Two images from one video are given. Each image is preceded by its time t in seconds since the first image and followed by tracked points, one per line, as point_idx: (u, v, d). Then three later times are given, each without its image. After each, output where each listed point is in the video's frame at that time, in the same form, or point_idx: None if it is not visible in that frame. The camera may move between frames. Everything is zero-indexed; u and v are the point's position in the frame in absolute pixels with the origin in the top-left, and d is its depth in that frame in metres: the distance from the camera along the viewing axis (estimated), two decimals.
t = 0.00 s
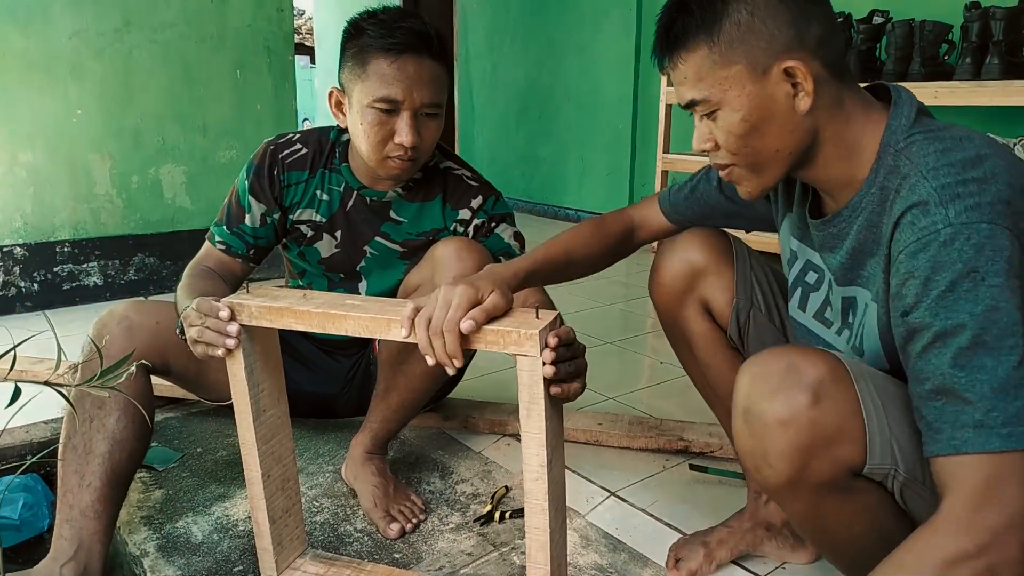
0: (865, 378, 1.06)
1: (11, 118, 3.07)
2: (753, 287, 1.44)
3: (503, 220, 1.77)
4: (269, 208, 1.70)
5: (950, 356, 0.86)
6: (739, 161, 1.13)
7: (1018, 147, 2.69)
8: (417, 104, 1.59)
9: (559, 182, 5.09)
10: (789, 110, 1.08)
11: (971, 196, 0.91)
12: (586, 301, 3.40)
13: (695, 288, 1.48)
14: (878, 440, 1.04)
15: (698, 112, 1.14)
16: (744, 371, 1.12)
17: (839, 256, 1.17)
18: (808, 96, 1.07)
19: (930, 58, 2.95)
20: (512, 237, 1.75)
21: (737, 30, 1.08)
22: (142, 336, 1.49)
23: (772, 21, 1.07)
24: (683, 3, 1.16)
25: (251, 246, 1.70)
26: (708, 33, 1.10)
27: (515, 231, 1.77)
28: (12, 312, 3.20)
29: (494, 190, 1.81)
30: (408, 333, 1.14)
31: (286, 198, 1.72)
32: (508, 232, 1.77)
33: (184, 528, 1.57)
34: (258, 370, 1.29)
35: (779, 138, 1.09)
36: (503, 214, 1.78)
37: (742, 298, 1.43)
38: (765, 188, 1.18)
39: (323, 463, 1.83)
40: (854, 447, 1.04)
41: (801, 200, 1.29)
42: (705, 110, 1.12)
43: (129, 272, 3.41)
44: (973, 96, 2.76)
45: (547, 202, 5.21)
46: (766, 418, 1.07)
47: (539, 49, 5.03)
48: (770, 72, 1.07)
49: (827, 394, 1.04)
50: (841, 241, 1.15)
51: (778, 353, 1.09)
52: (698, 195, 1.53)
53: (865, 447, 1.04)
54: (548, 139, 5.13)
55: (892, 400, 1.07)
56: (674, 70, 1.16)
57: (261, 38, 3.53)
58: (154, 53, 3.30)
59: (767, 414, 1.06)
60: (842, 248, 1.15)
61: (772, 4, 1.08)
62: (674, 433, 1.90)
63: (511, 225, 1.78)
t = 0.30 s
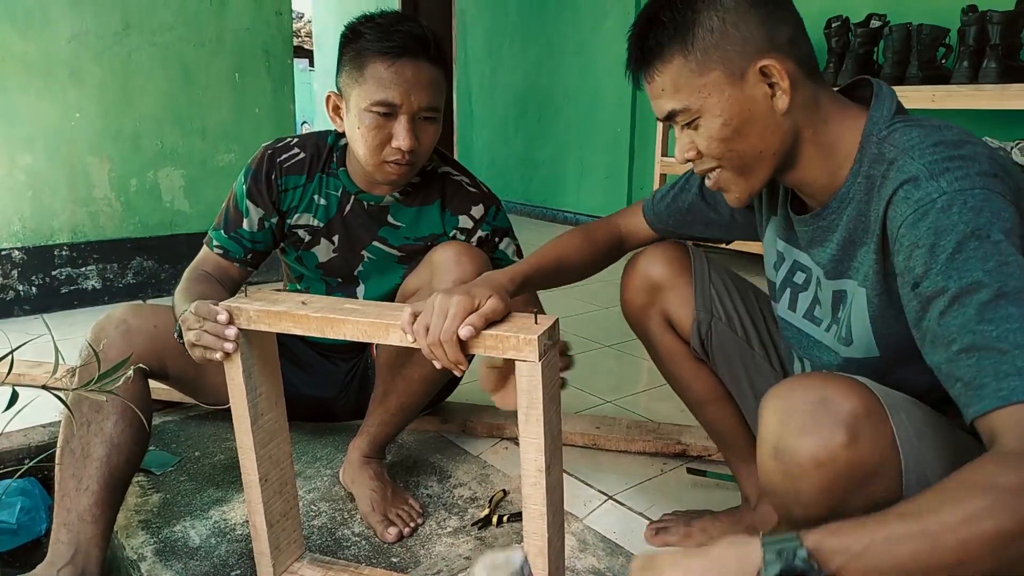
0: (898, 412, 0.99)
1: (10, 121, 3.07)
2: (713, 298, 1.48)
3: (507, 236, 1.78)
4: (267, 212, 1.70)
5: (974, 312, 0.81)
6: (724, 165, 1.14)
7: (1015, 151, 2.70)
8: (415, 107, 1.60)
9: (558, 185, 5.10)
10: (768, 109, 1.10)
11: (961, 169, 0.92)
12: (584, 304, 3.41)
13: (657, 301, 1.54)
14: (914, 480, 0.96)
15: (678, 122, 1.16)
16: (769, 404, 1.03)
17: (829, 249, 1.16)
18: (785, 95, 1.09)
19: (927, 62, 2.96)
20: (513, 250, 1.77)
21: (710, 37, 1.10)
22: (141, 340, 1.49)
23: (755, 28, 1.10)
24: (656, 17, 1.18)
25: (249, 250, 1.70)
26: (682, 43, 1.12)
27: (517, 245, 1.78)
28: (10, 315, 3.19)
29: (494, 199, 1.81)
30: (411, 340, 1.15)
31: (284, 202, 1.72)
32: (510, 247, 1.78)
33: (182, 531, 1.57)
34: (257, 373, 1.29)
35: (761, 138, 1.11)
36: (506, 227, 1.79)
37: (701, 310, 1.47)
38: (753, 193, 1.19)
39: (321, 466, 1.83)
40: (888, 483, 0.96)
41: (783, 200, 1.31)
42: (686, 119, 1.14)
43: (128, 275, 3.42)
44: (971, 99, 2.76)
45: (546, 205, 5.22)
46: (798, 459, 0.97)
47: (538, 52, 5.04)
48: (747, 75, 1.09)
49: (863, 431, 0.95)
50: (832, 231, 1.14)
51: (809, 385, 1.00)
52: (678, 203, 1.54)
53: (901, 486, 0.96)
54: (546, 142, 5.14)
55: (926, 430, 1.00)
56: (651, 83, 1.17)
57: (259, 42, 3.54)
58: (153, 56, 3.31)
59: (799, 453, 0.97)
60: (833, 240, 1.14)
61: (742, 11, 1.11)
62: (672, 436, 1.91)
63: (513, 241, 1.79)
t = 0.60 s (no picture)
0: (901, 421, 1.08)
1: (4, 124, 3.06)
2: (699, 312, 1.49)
3: (495, 219, 1.80)
4: (265, 215, 1.70)
5: (998, 271, 0.79)
6: (745, 158, 1.12)
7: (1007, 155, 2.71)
8: (426, 119, 1.60)
9: (554, 189, 5.11)
10: (787, 105, 1.09)
11: (982, 149, 0.93)
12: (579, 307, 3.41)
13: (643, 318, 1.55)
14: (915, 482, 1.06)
15: (692, 120, 1.12)
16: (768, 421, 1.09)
17: (840, 242, 1.16)
18: (805, 91, 1.08)
19: (921, 66, 2.97)
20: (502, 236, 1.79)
21: (730, 31, 1.08)
22: (136, 345, 1.48)
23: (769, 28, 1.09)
24: (670, 9, 1.15)
25: (247, 252, 1.70)
26: (700, 36, 1.09)
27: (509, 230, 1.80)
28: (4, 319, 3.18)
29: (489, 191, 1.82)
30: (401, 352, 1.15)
31: (284, 205, 1.72)
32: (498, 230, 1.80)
33: (175, 536, 1.56)
34: (248, 377, 1.28)
35: (779, 135, 1.10)
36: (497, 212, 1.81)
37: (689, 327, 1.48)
38: (767, 192, 1.18)
39: (315, 470, 1.83)
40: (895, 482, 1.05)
41: (790, 200, 1.29)
42: (701, 117, 1.11)
43: (122, 278, 3.41)
44: (964, 103, 2.78)
45: (541, 207, 5.23)
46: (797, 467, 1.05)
47: (533, 55, 5.04)
48: (767, 71, 1.08)
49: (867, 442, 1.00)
50: (845, 224, 1.14)
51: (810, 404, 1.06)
52: (677, 198, 1.55)
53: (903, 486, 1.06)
54: (542, 144, 5.15)
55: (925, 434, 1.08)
56: (664, 78, 1.13)
57: (254, 45, 3.54)
58: (148, 60, 3.30)
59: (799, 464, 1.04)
60: (845, 232, 1.14)
61: (762, 5, 1.10)
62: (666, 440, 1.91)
63: (503, 222, 1.81)
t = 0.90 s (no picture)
0: (881, 442, 1.01)
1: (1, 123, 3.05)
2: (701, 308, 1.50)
3: (483, 211, 1.77)
4: (264, 210, 1.70)
5: (989, 227, 0.82)
6: (734, 150, 1.12)
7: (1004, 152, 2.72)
8: (429, 119, 1.60)
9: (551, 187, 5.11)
10: (777, 91, 1.08)
11: (969, 116, 0.96)
12: (577, 306, 3.41)
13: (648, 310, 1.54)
14: (894, 508, 0.98)
15: (683, 108, 1.12)
16: (746, 441, 1.05)
17: (840, 227, 1.16)
18: (795, 75, 1.07)
19: (918, 64, 2.98)
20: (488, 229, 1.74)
21: (718, 18, 1.06)
22: (135, 343, 1.48)
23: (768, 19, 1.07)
24: None
25: (245, 247, 1.70)
26: (688, 24, 1.08)
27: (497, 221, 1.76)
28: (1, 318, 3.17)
29: (484, 183, 1.81)
30: (390, 346, 1.16)
31: (282, 199, 1.72)
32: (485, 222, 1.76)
33: (174, 535, 1.56)
34: (249, 375, 1.28)
35: (769, 121, 1.09)
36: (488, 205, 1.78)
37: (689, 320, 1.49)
38: (763, 180, 1.18)
39: (313, 469, 1.83)
40: (871, 508, 0.98)
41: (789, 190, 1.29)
42: (691, 106, 1.10)
43: (119, 277, 3.40)
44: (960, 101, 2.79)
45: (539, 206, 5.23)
46: (774, 492, 1.00)
47: (531, 55, 5.04)
48: (755, 56, 1.06)
49: (841, 464, 0.97)
50: (844, 207, 1.14)
51: (789, 423, 1.02)
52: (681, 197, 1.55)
53: (880, 515, 0.98)
54: (540, 143, 5.15)
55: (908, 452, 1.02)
56: (656, 67, 1.13)
57: (251, 44, 3.53)
58: (145, 59, 3.30)
59: (776, 487, 0.99)
60: (844, 216, 1.14)
61: None
62: (665, 438, 1.91)
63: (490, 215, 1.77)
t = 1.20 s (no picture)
0: (840, 467, 0.98)
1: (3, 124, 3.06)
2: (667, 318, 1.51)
3: (480, 210, 1.77)
4: (262, 208, 1.71)
5: (924, 223, 0.81)
6: (699, 141, 1.13)
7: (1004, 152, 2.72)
8: (430, 114, 1.61)
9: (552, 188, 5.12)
10: (730, 79, 1.08)
11: (919, 102, 0.94)
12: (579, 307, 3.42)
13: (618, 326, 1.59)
14: (858, 535, 0.96)
15: (645, 104, 1.13)
16: (709, 477, 1.05)
17: (799, 211, 1.16)
18: (746, 61, 1.07)
19: (918, 65, 2.99)
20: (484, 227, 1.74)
21: (665, 15, 1.08)
22: (135, 343, 1.49)
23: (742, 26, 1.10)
24: None
25: (244, 246, 1.71)
26: (638, 24, 1.10)
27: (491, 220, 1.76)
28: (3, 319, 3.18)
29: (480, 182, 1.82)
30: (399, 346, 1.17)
31: (280, 197, 1.72)
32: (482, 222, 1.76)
33: (176, 535, 1.57)
34: (251, 375, 1.29)
35: (727, 108, 1.09)
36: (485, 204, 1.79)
37: (654, 333, 1.53)
38: (731, 167, 1.18)
39: (315, 469, 1.84)
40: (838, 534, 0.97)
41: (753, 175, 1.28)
42: (651, 101, 1.11)
43: (121, 278, 3.41)
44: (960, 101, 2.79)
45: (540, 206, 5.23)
46: (739, 530, 1.00)
47: (531, 55, 5.04)
48: (705, 47, 1.07)
49: (802, 498, 0.97)
50: (801, 191, 1.14)
51: (748, 457, 1.01)
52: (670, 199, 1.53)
53: (845, 544, 0.97)
54: (540, 144, 5.16)
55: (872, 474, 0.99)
56: (614, 68, 1.15)
57: (252, 45, 3.54)
58: (147, 60, 3.30)
59: (740, 524, 1.00)
60: (802, 200, 1.14)
61: None
62: (665, 438, 1.92)
63: (487, 215, 1.77)
